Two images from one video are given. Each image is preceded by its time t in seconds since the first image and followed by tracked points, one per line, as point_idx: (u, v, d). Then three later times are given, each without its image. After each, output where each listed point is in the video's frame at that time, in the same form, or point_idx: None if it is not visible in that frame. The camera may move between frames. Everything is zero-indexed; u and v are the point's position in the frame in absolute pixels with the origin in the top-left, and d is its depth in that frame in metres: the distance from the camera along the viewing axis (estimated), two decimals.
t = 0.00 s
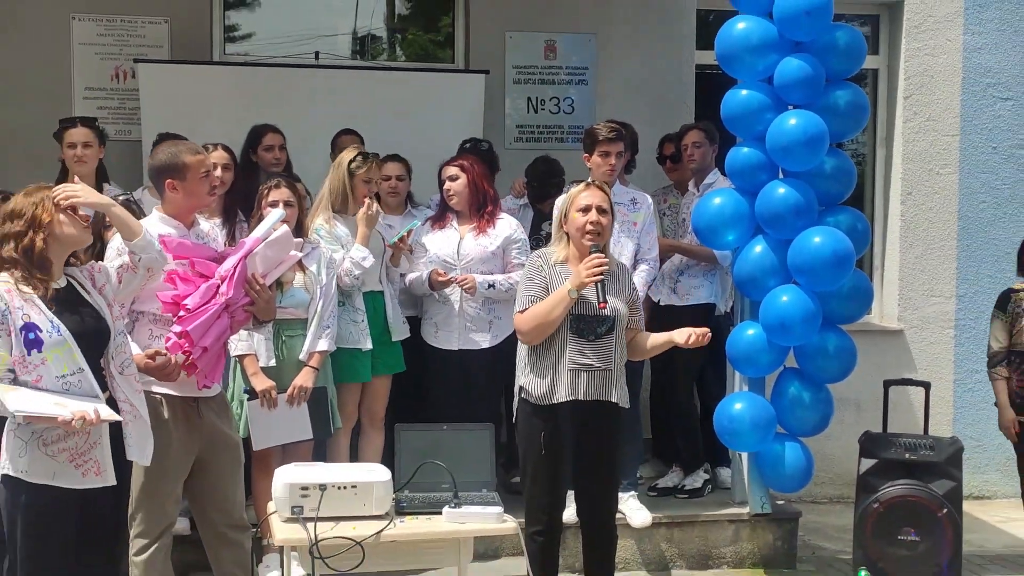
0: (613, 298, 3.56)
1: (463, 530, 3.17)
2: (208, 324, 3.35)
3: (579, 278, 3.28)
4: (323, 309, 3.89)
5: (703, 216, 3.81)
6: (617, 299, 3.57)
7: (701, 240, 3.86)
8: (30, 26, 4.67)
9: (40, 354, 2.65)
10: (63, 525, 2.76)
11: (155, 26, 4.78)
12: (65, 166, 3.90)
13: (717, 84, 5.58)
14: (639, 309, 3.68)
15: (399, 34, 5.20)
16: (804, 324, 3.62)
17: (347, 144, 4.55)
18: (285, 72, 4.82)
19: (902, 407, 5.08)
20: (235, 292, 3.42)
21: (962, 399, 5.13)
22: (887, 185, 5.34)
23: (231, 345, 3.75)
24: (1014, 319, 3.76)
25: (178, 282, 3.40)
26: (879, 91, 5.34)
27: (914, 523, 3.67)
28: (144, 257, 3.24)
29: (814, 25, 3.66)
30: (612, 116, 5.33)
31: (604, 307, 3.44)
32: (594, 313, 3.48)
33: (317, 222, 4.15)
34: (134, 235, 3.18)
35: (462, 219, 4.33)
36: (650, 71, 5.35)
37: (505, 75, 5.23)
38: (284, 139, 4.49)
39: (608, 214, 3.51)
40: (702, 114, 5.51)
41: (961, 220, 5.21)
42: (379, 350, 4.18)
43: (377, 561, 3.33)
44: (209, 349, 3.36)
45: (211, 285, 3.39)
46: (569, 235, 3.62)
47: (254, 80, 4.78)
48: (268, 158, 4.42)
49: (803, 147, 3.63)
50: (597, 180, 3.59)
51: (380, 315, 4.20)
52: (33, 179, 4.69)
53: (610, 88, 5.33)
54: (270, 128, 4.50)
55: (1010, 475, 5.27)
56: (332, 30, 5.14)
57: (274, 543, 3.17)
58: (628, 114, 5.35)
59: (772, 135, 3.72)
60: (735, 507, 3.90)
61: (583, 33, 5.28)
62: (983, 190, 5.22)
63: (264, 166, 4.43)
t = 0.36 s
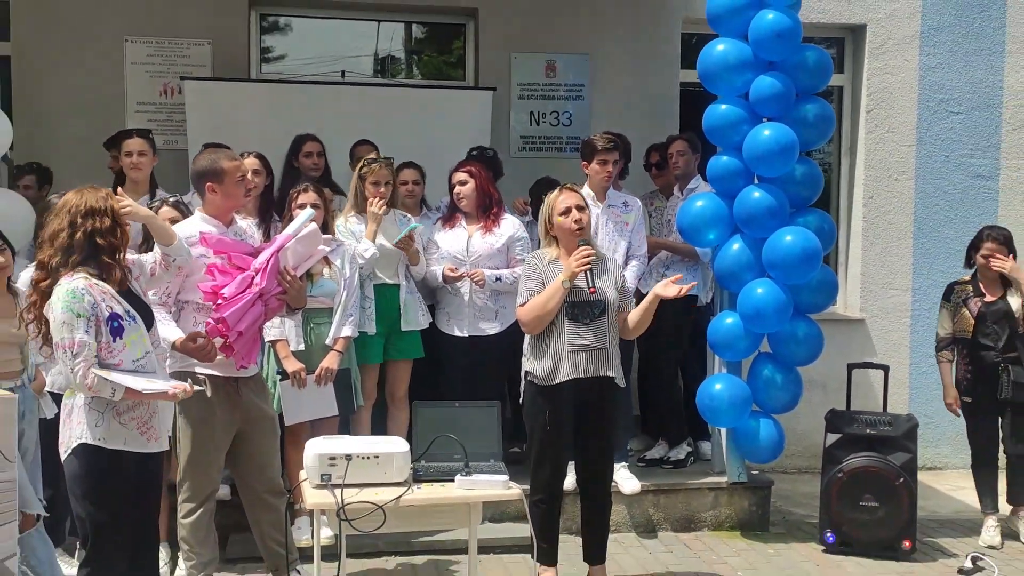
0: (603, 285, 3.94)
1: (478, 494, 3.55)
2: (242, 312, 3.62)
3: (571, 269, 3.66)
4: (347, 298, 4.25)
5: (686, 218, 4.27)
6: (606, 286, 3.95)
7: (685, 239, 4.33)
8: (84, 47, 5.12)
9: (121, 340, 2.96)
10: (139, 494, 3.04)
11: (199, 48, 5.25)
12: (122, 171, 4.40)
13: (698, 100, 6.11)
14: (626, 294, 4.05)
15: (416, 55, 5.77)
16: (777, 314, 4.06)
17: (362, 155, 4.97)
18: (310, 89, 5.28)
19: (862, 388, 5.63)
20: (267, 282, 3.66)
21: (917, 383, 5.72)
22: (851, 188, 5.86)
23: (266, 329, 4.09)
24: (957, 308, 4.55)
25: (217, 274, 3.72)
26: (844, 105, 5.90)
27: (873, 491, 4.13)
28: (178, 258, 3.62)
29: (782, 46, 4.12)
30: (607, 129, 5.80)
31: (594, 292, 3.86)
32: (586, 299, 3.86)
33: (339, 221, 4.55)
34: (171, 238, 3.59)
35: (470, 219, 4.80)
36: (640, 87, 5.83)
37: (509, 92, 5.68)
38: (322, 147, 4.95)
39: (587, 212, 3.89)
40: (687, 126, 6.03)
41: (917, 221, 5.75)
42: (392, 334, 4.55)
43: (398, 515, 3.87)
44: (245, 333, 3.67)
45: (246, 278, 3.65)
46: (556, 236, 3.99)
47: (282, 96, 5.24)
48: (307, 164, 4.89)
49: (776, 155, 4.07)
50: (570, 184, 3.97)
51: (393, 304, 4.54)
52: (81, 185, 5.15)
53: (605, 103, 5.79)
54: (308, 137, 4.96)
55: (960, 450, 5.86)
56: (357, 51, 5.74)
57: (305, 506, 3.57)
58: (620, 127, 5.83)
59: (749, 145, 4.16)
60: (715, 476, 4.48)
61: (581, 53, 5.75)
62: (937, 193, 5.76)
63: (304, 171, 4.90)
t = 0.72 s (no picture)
0: (590, 279, 4.36)
1: (486, 463, 3.71)
2: (281, 302, 3.75)
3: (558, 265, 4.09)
4: (371, 291, 4.78)
5: (668, 221, 4.89)
6: (592, 279, 4.37)
7: (667, 240, 4.96)
8: (144, 72, 5.94)
9: (166, 329, 3.37)
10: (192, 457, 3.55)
11: (243, 73, 6.09)
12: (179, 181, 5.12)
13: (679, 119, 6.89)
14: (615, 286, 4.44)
15: (432, 79, 6.60)
16: (746, 305, 4.65)
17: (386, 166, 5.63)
18: (338, 109, 6.02)
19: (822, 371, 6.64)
20: (303, 276, 3.78)
21: (870, 364, 6.84)
22: (813, 197, 6.86)
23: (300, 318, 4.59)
24: (908, 299, 5.16)
25: (258, 270, 3.82)
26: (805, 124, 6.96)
27: (830, 459, 4.74)
28: (206, 261, 3.68)
29: (752, 70, 4.69)
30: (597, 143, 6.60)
31: (578, 284, 4.32)
32: (575, 292, 4.30)
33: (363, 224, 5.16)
34: (198, 244, 3.62)
35: (478, 222, 5.41)
36: (628, 107, 6.63)
37: (513, 111, 6.49)
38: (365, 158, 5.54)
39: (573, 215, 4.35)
40: (668, 140, 6.83)
41: (870, 225, 6.79)
42: (413, 324, 5.16)
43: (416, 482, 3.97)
44: (282, 322, 3.78)
45: (284, 272, 3.78)
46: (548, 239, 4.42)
47: (314, 114, 5.97)
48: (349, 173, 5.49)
49: (746, 167, 4.65)
50: (558, 193, 4.44)
51: (414, 296, 5.14)
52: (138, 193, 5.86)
53: (597, 120, 6.59)
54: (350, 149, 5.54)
55: (906, 424, 6.93)
56: (380, 76, 6.54)
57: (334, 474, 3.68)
58: (609, 141, 6.63)
59: (723, 157, 4.74)
60: (693, 447, 5.21)
61: (575, 78, 6.55)
62: (886, 202, 6.80)
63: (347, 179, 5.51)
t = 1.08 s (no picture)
0: (591, 278, 4.36)
1: (487, 456, 3.71)
2: (283, 298, 3.77)
3: (559, 264, 4.11)
4: (371, 286, 4.83)
5: (668, 217, 4.92)
6: (592, 277, 4.37)
7: (667, 236, 4.99)
8: (147, 68, 5.97)
9: (163, 322, 3.43)
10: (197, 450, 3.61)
11: (245, 69, 6.11)
12: (183, 177, 5.14)
13: (680, 116, 6.92)
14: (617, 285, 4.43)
15: (433, 75, 6.62)
16: (746, 301, 4.68)
17: (391, 161, 5.71)
18: (340, 105, 6.05)
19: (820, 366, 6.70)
20: (305, 272, 3.79)
21: (868, 360, 6.88)
22: (812, 193, 6.89)
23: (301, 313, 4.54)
24: (916, 294, 5.20)
25: (261, 265, 3.85)
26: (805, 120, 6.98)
27: (830, 455, 4.77)
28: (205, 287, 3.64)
29: (753, 67, 4.70)
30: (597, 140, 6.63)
31: (578, 284, 4.33)
32: (575, 290, 4.32)
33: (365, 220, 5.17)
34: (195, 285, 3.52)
35: (478, 218, 5.44)
36: (628, 104, 6.65)
37: (514, 108, 6.52)
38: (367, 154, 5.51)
39: (574, 212, 4.36)
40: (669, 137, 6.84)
41: (868, 221, 6.81)
42: (415, 318, 5.17)
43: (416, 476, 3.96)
44: (285, 317, 3.81)
45: (287, 268, 3.79)
46: (548, 235, 4.45)
47: (316, 110, 6.00)
48: (353, 169, 5.49)
49: (747, 163, 4.67)
50: (561, 189, 4.45)
51: (416, 293, 5.17)
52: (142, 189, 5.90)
53: (597, 116, 6.62)
54: (354, 146, 5.53)
55: (905, 419, 6.96)
56: (382, 73, 6.57)
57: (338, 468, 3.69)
58: (610, 137, 6.66)
59: (723, 154, 4.76)
60: (693, 442, 5.25)
61: (575, 75, 6.57)
62: (883, 198, 6.82)
63: (352, 176, 5.52)
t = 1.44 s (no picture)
0: (589, 277, 4.35)
1: (484, 454, 3.72)
2: (286, 295, 3.79)
3: (558, 265, 4.12)
4: (371, 283, 4.79)
5: (667, 215, 4.93)
6: (591, 276, 4.36)
7: (666, 234, 5.00)
8: (146, 66, 5.98)
9: (159, 316, 3.43)
10: (197, 448, 3.64)
11: (244, 66, 6.12)
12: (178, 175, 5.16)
13: (679, 114, 6.92)
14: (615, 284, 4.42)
15: (432, 73, 6.63)
16: (744, 299, 4.68)
17: (391, 159, 5.71)
18: (340, 104, 6.05)
19: (819, 365, 6.72)
20: (307, 270, 3.81)
21: (867, 358, 6.88)
22: (811, 192, 6.89)
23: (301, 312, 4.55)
24: (919, 294, 5.18)
25: (263, 262, 3.89)
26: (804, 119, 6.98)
27: (827, 453, 4.78)
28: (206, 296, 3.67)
29: (752, 65, 4.70)
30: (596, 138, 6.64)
31: (578, 285, 4.31)
32: (575, 290, 4.31)
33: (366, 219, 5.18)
34: (202, 276, 3.63)
35: (478, 217, 5.44)
36: (627, 102, 6.65)
37: (513, 106, 6.52)
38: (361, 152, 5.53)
39: (573, 210, 4.36)
40: (668, 135, 6.84)
41: (867, 219, 6.81)
42: (411, 316, 5.17)
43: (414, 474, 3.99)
44: (287, 315, 3.83)
45: (288, 265, 3.81)
46: (547, 232, 4.46)
47: (316, 108, 6.00)
48: (346, 167, 5.48)
49: (746, 161, 4.67)
50: (561, 187, 4.45)
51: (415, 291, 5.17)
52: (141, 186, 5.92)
53: (596, 115, 6.62)
54: (347, 144, 5.55)
55: (905, 417, 6.97)
56: (380, 71, 6.58)
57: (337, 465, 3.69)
58: (609, 136, 6.66)
59: (721, 153, 4.76)
60: (691, 440, 5.26)
61: (574, 73, 6.57)
62: (882, 196, 6.82)
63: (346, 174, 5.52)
